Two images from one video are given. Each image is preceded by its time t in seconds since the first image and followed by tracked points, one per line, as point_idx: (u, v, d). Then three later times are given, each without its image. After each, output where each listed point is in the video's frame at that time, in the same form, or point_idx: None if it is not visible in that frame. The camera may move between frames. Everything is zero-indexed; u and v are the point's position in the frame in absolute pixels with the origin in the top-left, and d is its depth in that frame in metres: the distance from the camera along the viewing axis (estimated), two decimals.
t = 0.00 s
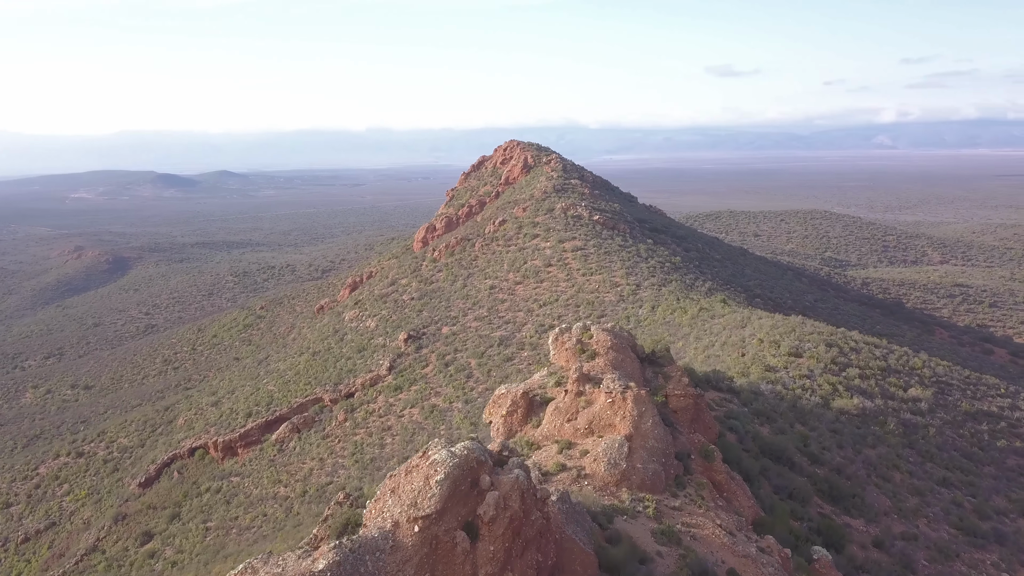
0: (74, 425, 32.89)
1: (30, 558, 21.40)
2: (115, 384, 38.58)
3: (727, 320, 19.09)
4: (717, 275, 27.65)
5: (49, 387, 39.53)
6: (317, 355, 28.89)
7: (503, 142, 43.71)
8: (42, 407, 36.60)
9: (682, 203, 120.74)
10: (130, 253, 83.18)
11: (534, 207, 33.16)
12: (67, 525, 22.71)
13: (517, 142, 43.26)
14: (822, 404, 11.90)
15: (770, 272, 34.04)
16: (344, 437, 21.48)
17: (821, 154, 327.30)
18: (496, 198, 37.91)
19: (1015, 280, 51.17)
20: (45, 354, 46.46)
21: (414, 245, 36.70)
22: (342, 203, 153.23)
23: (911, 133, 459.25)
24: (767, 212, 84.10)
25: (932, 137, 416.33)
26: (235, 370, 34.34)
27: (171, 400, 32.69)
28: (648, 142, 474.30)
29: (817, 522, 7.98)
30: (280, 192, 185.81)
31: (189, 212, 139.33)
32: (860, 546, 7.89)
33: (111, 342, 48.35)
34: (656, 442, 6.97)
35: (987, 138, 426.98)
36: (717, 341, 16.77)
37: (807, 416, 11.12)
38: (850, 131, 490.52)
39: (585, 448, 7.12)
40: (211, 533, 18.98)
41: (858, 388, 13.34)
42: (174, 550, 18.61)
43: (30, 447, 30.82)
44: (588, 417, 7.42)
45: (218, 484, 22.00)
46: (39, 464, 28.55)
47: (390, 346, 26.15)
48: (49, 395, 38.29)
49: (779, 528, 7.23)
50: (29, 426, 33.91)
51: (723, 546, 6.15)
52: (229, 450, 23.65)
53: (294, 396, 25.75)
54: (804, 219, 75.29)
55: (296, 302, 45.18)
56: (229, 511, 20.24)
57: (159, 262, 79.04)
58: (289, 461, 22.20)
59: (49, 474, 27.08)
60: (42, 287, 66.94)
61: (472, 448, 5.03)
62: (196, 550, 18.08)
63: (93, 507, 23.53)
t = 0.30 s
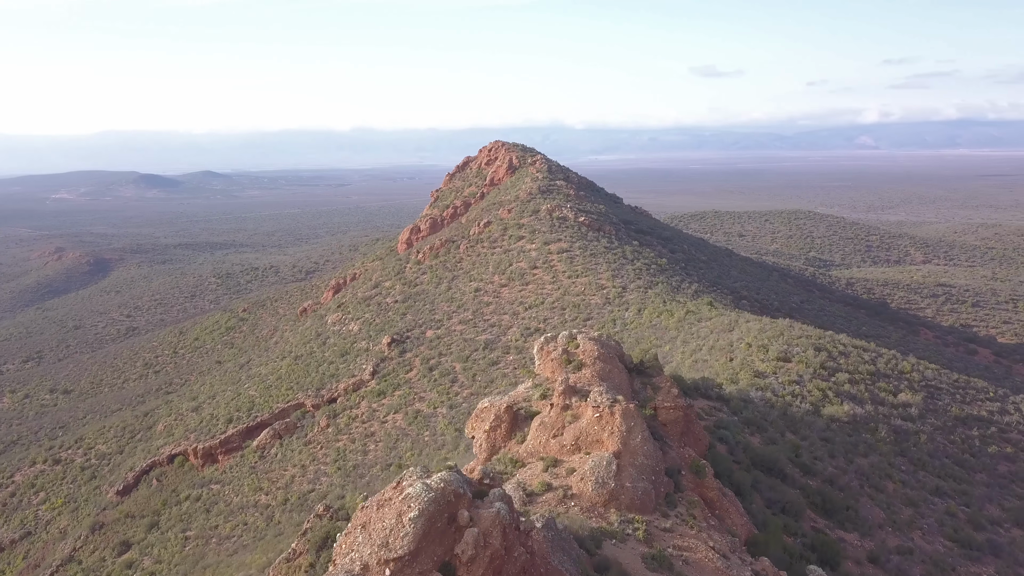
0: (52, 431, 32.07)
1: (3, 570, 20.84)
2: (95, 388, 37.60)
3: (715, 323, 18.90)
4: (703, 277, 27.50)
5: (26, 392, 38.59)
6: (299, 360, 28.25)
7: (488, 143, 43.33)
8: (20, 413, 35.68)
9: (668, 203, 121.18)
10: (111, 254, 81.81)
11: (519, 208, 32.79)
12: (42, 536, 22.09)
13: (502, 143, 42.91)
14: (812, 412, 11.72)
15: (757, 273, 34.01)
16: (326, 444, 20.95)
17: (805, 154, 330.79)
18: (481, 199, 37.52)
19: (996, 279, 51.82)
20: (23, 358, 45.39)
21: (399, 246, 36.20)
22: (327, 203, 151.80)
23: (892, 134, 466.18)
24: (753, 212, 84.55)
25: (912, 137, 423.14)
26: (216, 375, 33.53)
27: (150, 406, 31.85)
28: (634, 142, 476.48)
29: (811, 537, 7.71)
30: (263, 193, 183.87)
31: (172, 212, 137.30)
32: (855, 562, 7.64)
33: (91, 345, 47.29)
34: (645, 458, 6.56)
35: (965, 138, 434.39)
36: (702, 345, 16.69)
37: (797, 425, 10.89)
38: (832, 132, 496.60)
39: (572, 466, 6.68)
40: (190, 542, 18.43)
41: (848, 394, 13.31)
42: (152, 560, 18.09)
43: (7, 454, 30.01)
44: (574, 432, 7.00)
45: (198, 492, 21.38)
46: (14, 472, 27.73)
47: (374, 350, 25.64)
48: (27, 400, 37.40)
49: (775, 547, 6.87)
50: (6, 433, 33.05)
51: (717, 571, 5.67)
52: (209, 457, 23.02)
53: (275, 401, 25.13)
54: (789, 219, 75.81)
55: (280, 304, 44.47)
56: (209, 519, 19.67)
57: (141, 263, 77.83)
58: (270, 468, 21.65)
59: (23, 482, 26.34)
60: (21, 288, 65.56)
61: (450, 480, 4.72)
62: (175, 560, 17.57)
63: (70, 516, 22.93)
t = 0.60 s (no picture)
0: (49, 434, 31.74)
1: None
2: (92, 391, 37.27)
3: (717, 328, 18.59)
4: (705, 280, 27.19)
5: (23, 394, 38.26)
6: (296, 363, 27.94)
7: (487, 144, 43.03)
8: (16, 416, 35.35)
9: (668, 204, 120.78)
10: (110, 255, 81.54)
11: (519, 210, 32.49)
12: (35, 541, 21.81)
13: (502, 144, 42.63)
14: (819, 422, 11.41)
15: (759, 275, 33.68)
16: (323, 450, 20.63)
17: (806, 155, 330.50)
18: (480, 200, 37.21)
19: (999, 281, 51.45)
20: (20, 359, 45.07)
21: (398, 248, 35.88)
22: (326, 204, 151.40)
23: (892, 134, 465.65)
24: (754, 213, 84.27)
25: (912, 137, 422.94)
26: (213, 378, 33.13)
27: (147, 409, 31.50)
28: (634, 143, 476.00)
29: (822, 558, 7.38)
30: (263, 193, 183.67)
31: (171, 213, 137.03)
32: None
33: (89, 347, 46.96)
34: (649, 479, 6.21)
35: (965, 138, 434.02)
36: (704, 351, 16.50)
37: (805, 436, 10.55)
38: (833, 132, 496.20)
39: (572, 488, 6.34)
40: (185, 550, 18.13)
41: (855, 403, 13.00)
42: (146, 568, 17.79)
43: (2, 458, 29.68)
44: (574, 451, 6.69)
45: (194, 498, 21.06)
46: (9, 476, 27.42)
47: (372, 353, 25.33)
48: (24, 402, 37.11)
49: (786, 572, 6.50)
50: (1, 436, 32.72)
51: None
52: (204, 463, 22.70)
53: (272, 406, 24.81)
54: (790, 220, 75.52)
55: (278, 306, 44.15)
56: (204, 526, 19.34)
57: (140, 264, 77.57)
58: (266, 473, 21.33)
59: (17, 487, 25.99)
60: (20, 289, 65.27)
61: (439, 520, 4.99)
62: (169, 568, 17.28)
63: (63, 522, 22.63)
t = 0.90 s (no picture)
0: (45, 438, 31.45)
1: None
2: (90, 394, 36.97)
3: (720, 333, 18.28)
4: (707, 284, 26.87)
5: (20, 397, 37.96)
6: (293, 368, 27.63)
7: (488, 145, 42.74)
8: (12, 419, 35.04)
9: (669, 204, 120.65)
10: (110, 256, 81.28)
11: (519, 212, 32.19)
12: (29, 549, 21.50)
13: (502, 146, 42.36)
14: (828, 435, 11.06)
15: (761, 278, 33.33)
16: (320, 457, 20.30)
17: (806, 155, 330.29)
18: (480, 202, 36.92)
19: (1001, 282, 51.12)
20: (18, 361, 44.77)
21: (397, 250, 35.54)
22: (326, 205, 151.22)
23: (893, 134, 465.25)
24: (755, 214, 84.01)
25: (913, 137, 422.69)
26: (210, 382, 32.81)
27: (143, 413, 31.16)
28: (635, 143, 476.07)
29: None
30: (263, 194, 183.51)
31: (172, 213, 136.90)
32: None
33: (87, 349, 46.69)
34: (653, 505, 5.88)
35: (966, 139, 433.58)
36: (706, 358, 16.24)
37: (813, 450, 10.21)
38: (833, 133, 495.95)
39: (572, 514, 5.99)
40: (179, 558, 17.82)
41: (862, 413, 12.67)
42: None
43: None
44: (575, 474, 6.35)
45: (189, 505, 20.72)
46: (3, 481, 27.07)
47: (369, 358, 25.01)
48: (21, 405, 36.84)
49: None
50: None
51: None
52: (200, 469, 22.36)
53: (269, 411, 24.48)
54: (791, 221, 75.25)
55: (277, 308, 43.82)
56: (198, 534, 19.01)
57: (140, 265, 77.31)
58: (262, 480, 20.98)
59: (11, 492, 25.65)
60: (19, 290, 65.02)
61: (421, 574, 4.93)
62: None
63: (57, 529, 22.32)
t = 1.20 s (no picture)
0: (41, 442, 31.09)
1: None
2: (86, 397, 36.63)
3: (723, 339, 17.96)
4: (709, 287, 26.54)
5: (16, 400, 37.62)
6: (290, 373, 27.29)
7: (487, 146, 42.41)
8: (8, 422, 34.71)
9: (670, 205, 120.39)
10: (109, 257, 80.93)
11: (519, 215, 31.85)
12: (21, 557, 21.15)
13: (502, 147, 42.05)
14: (836, 448, 10.72)
15: (763, 281, 32.99)
16: (316, 464, 19.95)
17: (807, 155, 329.86)
18: (480, 204, 36.59)
19: (1004, 284, 50.75)
20: (16, 363, 44.45)
21: (396, 253, 35.24)
22: (326, 206, 151.00)
23: (893, 135, 464.90)
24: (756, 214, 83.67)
25: (913, 137, 422.55)
26: (206, 386, 32.47)
27: (139, 418, 30.79)
28: (635, 144, 475.87)
29: None
30: (264, 195, 183.34)
31: (172, 214, 136.60)
32: None
33: (86, 351, 46.37)
34: (657, 534, 5.53)
35: (966, 139, 432.87)
36: (709, 366, 15.94)
37: (821, 465, 9.86)
38: (834, 133, 495.53)
39: (572, 545, 5.63)
40: (173, 568, 17.46)
41: (871, 424, 12.33)
42: None
43: None
44: (574, 501, 6.00)
45: (183, 513, 20.37)
46: None
47: (367, 363, 24.67)
48: (17, 409, 36.50)
49: None
50: None
51: None
52: (194, 476, 22.00)
53: (265, 416, 24.14)
54: (792, 222, 74.90)
55: (275, 311, 43.48)
56: (192, 543, 18.63)
57: (139, 266, 76.97)
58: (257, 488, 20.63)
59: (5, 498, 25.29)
60: (18, 292, 64.69)
61: None
62: None
63: (51, 536, 21.97)
